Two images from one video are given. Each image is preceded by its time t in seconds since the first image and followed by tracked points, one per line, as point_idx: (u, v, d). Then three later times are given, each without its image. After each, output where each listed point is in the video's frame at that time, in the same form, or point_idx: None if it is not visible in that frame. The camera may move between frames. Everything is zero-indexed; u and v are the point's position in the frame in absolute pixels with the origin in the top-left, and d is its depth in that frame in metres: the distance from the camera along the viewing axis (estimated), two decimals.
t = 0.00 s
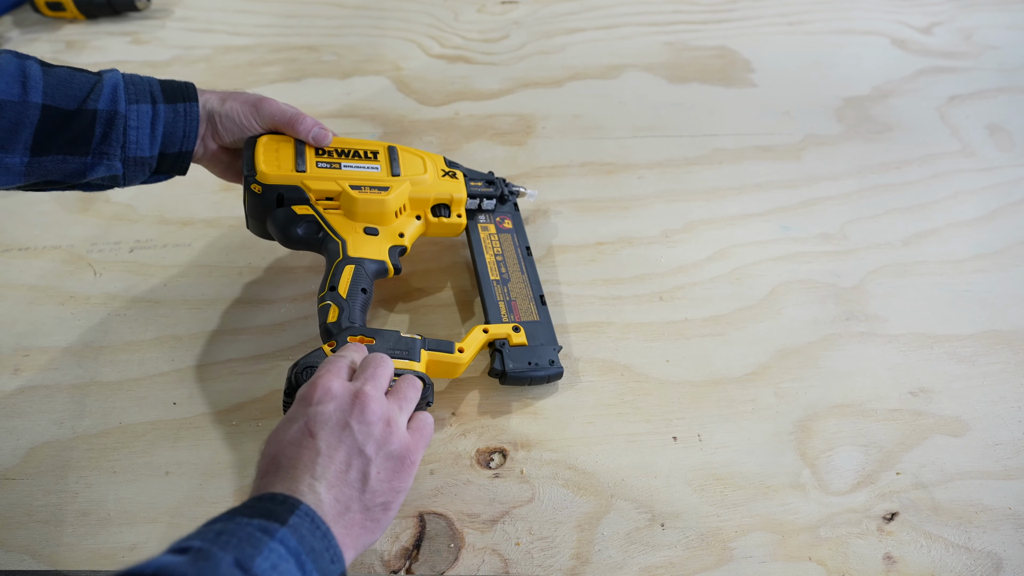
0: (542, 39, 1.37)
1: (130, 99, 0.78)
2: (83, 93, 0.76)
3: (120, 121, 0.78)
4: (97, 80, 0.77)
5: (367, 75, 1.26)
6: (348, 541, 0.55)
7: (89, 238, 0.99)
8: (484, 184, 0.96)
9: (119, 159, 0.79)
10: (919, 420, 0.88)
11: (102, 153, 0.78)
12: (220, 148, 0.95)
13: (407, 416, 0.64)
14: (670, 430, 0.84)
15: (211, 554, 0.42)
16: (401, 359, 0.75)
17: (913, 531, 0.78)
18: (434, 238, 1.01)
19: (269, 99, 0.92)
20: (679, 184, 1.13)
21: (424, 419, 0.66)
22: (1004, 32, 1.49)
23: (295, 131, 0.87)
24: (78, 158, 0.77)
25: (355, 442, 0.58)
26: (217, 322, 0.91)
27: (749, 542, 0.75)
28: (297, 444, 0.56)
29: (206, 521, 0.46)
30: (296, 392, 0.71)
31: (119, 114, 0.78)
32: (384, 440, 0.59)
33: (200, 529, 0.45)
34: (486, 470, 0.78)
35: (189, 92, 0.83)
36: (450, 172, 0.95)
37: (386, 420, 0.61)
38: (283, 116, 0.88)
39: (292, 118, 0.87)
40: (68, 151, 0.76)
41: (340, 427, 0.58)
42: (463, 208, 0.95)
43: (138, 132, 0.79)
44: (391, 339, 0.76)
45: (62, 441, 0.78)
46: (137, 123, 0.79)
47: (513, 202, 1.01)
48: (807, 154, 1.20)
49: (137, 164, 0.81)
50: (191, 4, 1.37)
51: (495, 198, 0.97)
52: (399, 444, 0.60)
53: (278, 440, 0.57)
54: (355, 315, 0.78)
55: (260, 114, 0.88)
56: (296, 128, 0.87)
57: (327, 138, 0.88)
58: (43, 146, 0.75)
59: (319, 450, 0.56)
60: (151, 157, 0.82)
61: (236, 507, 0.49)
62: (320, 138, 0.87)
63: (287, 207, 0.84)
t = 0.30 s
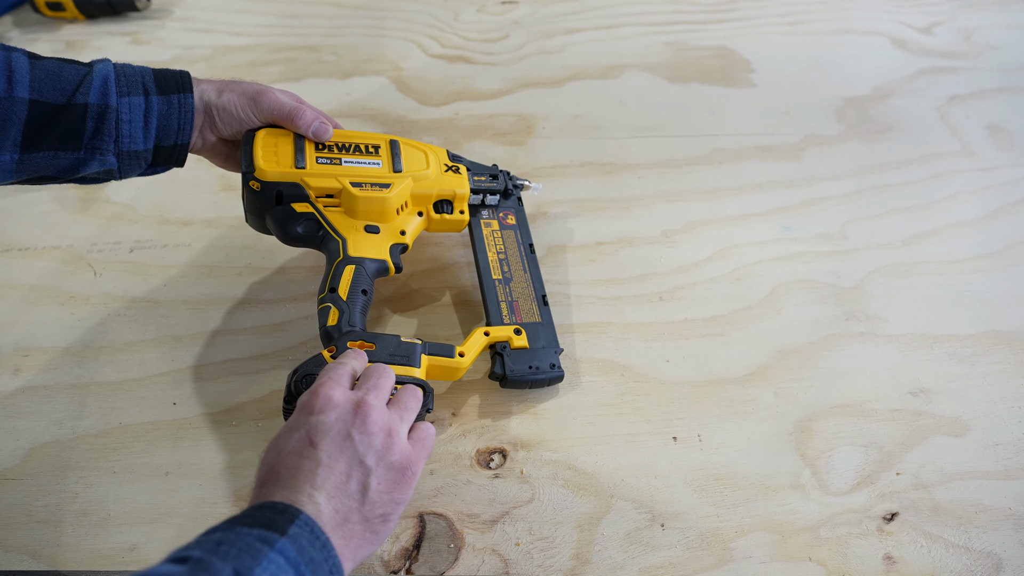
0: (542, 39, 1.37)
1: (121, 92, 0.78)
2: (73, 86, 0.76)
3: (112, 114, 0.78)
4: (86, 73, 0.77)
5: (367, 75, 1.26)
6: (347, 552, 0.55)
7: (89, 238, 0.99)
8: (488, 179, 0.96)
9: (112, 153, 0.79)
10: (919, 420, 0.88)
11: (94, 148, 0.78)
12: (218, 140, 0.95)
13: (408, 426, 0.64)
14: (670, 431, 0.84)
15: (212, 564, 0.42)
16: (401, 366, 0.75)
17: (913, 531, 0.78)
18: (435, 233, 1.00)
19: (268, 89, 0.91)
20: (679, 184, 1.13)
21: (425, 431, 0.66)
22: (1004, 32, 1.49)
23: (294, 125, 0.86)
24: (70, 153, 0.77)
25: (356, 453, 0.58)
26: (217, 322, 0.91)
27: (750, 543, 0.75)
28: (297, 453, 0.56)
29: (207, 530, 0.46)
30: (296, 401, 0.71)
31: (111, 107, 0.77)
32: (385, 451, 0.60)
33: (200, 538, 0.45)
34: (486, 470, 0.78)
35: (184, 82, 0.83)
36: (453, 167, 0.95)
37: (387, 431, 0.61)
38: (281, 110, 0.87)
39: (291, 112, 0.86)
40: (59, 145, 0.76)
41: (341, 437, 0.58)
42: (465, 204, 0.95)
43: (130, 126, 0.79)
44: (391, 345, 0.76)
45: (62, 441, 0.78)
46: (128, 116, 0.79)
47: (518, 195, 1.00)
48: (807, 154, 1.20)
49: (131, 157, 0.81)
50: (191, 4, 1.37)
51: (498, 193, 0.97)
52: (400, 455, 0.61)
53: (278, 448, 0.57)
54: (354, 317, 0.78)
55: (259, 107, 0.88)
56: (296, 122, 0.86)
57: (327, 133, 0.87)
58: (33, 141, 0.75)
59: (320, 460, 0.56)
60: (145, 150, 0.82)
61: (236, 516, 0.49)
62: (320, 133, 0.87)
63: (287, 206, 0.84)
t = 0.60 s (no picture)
0: (542, 39, 1.37)
1: (121, 91, 0.78)
2: (73, 85, 0.76)
3: (112, 114, 0.78)
4: (86, 72, 0.77)
5: (367, 75, 1.26)
6: (350, 548, 0.55)
7: (89, 238, 0.99)
8: (488, 179, 0.96)
9: (112, 152, 0.79)
10: (919, 420, 0.88)
11: (94, 147, 0.78)
12: (219, 141, 0.95)
13: (411, 423, 0.64)
14: (670, 430, 0.84)
15: (215, 558, 0.42)
16: (401, 366, 0.75)
17: (913, 531, 0.78)
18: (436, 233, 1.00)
19: (270, 90, 0.91)
20: (679, 184, 1.13)
21: (428, 428, 0.66)
22: (1004, 32, 1.49)
23: (295, 126, 0.86)
24: (68, 152, 0.77)
25: (359, 449, 0.58)
26: (217, 322, 0.91)
27: (750, 543, 0.75)
28: (301, 450, 0.56)
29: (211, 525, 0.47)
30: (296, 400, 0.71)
31: (111, 106, 0.77)
32: (387, 448, 0.60)
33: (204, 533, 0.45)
34: (486, 470, 0.78)
35: (184, 82, 0.83)
36: (453, 167, 0.95)
37: (390, 428, 0.61)
38: (282, 111, 0.87)
39: (292, 112, 0.86)
40: (58, 144, 0.76)
41: (344, 433, 0.58)
42: (465, 204, 0.95)
43: (130, 125, 0.79)
44: (391, 344, 0.76)
45: (62, 441, 0.78)
46: (128, 115, 0.79)
47: (517, 196, 1.01)
48: (807, 154, 1.20)
49: (130, 156, 0.81)
50: (191, 4, 1.37)
51: (498, 194, 0.97)
52: (403, 451, 0.61)
53: (281, 445, 0.57)
54: (354, 317, 0.78)
55: (260, 108, 0.88)
56: (296, 121, 0.86)
57: (327, 134, 0.87)
58: (33, 140, 0.74)
59: (323, 456, 0.56)
60: (145, 150, 0.82)
61: (240, 511, 0.49)
62: (321, 133, 0.87)
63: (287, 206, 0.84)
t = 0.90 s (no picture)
0: (542, 39, 1.37)
1: (126, 92, 0.78)
2: (78, 86, 0.75)
3: (116, 114, 0.78)
4: (93, 73, 0.76)
5: (367, 75, 1.26)
6: (347, 547, 0.54)
7: (89, 238, 0.99)
8: (487, 183, 0.96)
9: (115, 153, 0.79)
10: (918, 420, 0.88)
11: (97, 147, 0.78)
12: (222, 143, 0.95)
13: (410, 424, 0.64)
14: (670, 431, 0.84)
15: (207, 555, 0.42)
16: (402, 364, 0.75)
17: (913, 531, 0.78)
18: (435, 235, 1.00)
19: (273, 93, 0.91)
20: (679, 184, 1.13)
21: (428, 429, 0.66)
22: (1003, 32, 1.49)
23: (298, 127, 0.87)
24: (72, 152, 0.77)
25: (358, 448, 0.58)
26: (217, 322, 0.91)
27: (750, 543, 0.75)
28: (300, 448, 0.56)
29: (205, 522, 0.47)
30: (296, 397, 0.71)
31: (116, 107, 0.77)
32: (386, 448, 0.60)
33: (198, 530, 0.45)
34: (486, 470, 0.78)
35: (189, 85, 0.83)
36: (454, 170, 0.95)
37: (390, 428, 0.61)
38: (286, 113, 0.87)
39: (296, 115, 0.86)
40: (62, 144, 0.76)
41: (343, 432, 0.58)
42: (465, 206, 0.95)
43: (134, 126, 0.79)
44: (391, 342, 0.76)
45: (62, 441, 0.78)
46: (133, 116, 0.79)
47: (517, 199, 1.01)
48: (807, 154, 1.20)
49: (133, 158, 0.81)
50: (191, 4, 1.37)
51: (498, 197, 0.97)
52: (402, 452, 0.60)
53: (280, 442, 0.57)
54: (355, 315, 0.78)
55: (263, 110, 0.88)
56: (299, 125, 0.86)
57: (330, 136, 0.87)
58: (37, 139, 0.74)
59: (322, 455, 0.56)
60: (148, 151, 0.82)
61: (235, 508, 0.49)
62: (324, 135, 0.87)
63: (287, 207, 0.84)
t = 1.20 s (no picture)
0: (542, 39, 1.37)
1: (132, 98, 0.79)
2: (85, 90, 0.76)
3: (122, 119, 0.78)
4: (99, 78, 0.77)
5: (367, 75, 1.26)
6: (335, 549, 0.54)
7: (89, 238, 0.99)
8: (485, 188, 0.97)
9: (120, 158, 0.79)
10: (919, 420, 0.88)
11: (102, 152, 0.78)
12: (225, 149, 0.94)
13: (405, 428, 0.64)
14: (670, 431, 0.84)
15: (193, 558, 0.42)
16: (403, 360, 0.75)
17: (913, 531, 0.78)
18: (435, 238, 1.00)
19: (275, 99, 0.92)
20: (679, 184, 1.13)
21: (422, 434, 0.66)
22: (1003, 32, 1.49)
23: (301, 132, 0.87)
24: (77, 156, 0.77)
25: (350, 451, 0.58)
26: (216, 322, 0.91)
27: (750, 543, 0.75)
28: (292, 448, 0.56)
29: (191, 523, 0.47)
30: (296, 391, 0.71)
31: (121, 112, 0.78)
32: (379, 452, 0.59)
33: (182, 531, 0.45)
34: (486, 470, 0.78)
35: (192, 91, 0.84)
36: (454, 174, 0.95)
37: (383, 432, 0.61)
38: (289, 117, 0.87)
39: (299, 119, 0.87)
40: (67, 148, 0.76)
41: (336, 434, 0.58)
42: (465, 210, 0.95)
43: (140, 131, 0.80)
44: (391, 338, 0.76)
45: (62, 442, 0.78)
46: (138, 121, 0.79)
47: (517, 204, 1.00)
48: (807, 154, 1.20)
49: (138, 162, 0.81)
50: (191, 4, 1.37)
51: (497, 202, 0.97)
52: (394, 456, 0.60)
53: (273, 441, 0.58)
54: (355, 314, 0.78)
55: (265, 115, 0.88)
56: (303, 129, 0.87)
57: (333, 140, 0.88)
58: (43, 143, 0.74)
59: (314, 456, 0.56)
60: (153, 156, 0.82)
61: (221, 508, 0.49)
62: (327, 139, 0.87)
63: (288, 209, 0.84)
